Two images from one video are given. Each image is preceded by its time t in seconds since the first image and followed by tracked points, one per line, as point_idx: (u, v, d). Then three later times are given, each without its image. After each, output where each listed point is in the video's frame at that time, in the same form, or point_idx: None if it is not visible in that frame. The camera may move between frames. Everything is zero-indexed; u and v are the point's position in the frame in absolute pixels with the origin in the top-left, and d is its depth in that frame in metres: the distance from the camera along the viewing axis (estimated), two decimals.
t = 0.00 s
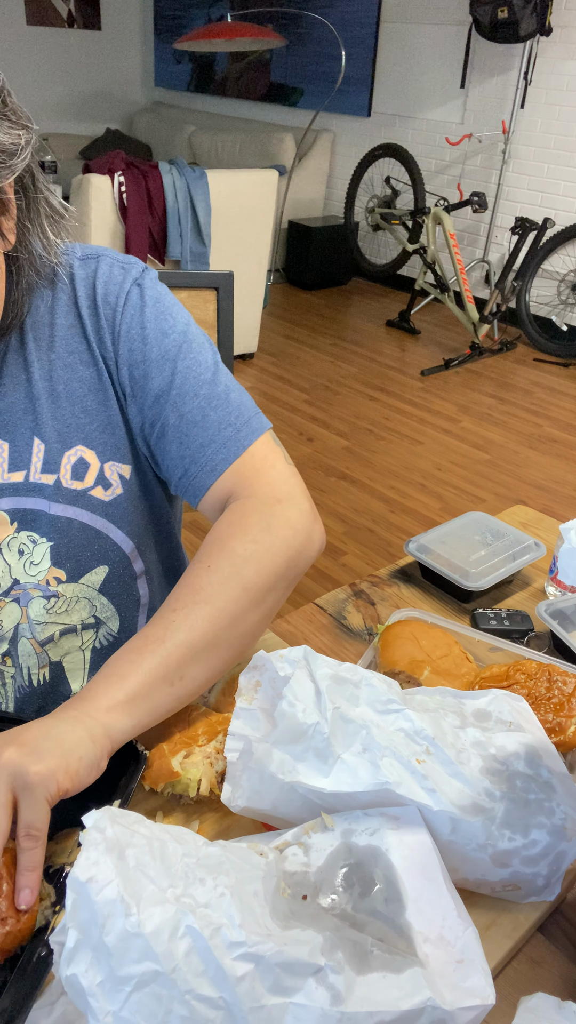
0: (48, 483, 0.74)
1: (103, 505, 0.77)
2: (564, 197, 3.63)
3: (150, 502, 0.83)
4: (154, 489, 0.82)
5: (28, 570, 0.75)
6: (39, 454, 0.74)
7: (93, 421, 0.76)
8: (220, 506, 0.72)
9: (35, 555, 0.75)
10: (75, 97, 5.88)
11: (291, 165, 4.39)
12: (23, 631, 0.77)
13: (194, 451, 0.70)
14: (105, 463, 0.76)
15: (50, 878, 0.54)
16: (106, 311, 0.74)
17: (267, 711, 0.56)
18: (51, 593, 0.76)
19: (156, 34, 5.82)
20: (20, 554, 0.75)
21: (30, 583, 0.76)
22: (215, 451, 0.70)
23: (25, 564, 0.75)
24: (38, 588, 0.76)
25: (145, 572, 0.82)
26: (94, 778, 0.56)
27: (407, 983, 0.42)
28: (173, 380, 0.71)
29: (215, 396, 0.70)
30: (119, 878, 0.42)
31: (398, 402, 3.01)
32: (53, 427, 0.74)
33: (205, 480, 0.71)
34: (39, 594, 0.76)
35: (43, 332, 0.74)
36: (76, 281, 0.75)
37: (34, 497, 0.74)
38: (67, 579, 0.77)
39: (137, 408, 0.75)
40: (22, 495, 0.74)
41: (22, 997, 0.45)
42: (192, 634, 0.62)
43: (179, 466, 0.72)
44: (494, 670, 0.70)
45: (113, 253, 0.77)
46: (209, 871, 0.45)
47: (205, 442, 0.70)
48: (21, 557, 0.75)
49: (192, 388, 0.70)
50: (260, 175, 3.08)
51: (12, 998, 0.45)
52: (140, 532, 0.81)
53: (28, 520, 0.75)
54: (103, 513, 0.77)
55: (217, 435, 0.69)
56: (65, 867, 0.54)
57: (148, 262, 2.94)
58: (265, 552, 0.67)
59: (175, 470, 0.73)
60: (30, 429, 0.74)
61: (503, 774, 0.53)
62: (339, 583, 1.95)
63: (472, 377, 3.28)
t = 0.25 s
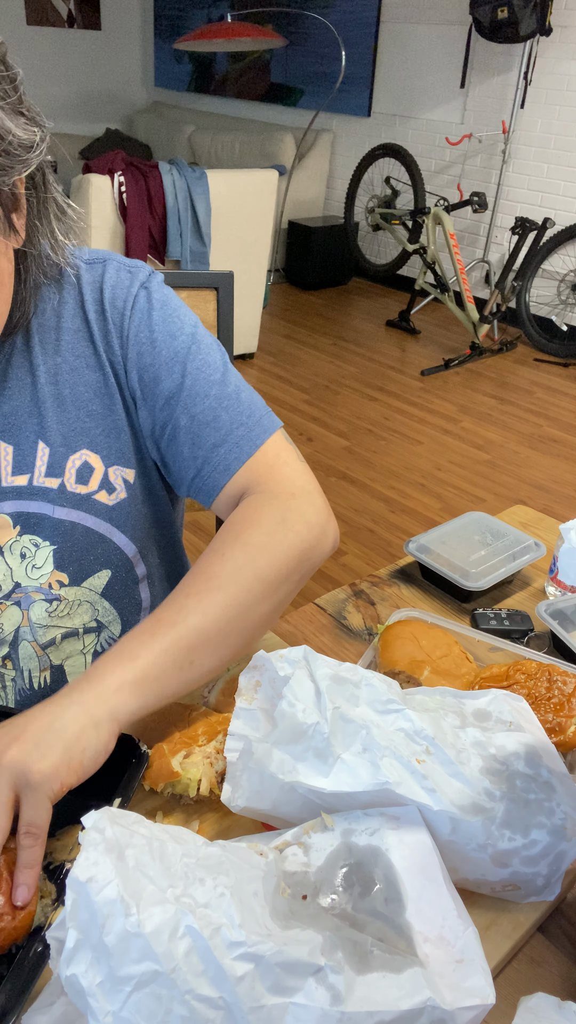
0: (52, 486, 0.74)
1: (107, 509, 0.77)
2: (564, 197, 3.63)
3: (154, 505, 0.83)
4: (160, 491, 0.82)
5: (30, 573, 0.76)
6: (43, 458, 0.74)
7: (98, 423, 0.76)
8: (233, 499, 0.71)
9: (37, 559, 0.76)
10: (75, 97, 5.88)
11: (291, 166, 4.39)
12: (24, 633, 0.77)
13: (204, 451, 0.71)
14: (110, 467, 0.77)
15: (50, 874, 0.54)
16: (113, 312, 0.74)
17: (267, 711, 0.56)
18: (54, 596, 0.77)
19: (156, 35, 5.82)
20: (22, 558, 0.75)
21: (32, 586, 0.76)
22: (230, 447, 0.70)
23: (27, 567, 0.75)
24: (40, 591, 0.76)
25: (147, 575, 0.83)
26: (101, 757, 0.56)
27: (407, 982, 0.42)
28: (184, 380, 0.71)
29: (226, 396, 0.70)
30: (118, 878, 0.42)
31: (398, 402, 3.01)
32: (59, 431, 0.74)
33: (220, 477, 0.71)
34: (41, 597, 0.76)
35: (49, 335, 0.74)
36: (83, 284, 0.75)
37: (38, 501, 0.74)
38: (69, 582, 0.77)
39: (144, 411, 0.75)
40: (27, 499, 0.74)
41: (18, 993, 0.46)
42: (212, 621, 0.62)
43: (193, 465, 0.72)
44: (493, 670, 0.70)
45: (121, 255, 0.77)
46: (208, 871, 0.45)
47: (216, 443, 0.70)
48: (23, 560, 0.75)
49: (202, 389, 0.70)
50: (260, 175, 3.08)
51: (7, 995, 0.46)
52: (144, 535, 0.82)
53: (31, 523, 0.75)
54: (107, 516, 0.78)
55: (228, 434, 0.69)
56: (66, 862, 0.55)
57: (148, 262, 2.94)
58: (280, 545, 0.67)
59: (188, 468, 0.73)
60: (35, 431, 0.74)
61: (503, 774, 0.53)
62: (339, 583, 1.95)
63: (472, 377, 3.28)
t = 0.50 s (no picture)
0: (62, 486, 0.75)
1: (115, 510, 0.78)
2: (564, 197, 3.63)
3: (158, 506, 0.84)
4: (164, 491, 0.83)
5: (37, 573, 0.76)
6: (53, 459, 0.74)
7: (108, 425, 0.76)
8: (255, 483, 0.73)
9: (44, 559, 0.76)
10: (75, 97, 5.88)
11: (291, 165, 4.39)
12: (30, 634, 0.78)
13: (221, 452, 0.73)
14: (118, 468, 0.78)
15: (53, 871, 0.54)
16: (128, 317, 0.76)
17: (267, 711, 0.56)
18: (61, 596, 0.77)
19: (156, 34, 5.82)
20: (30, 558, 0.75)
21: (39, 586, 0.76)
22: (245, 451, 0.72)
23: (34, 567, 0.76)
24: (47, 591, 0.77)
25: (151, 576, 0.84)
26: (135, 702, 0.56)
27: (407, 982, 0.42)
28: (202, 385, 0.73)
29: (244, 400, 0.73)
30: (118, 878, 0.42)
31: (398, 402, 3.01)
32: (70, 431, 0.75)
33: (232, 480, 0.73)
34: (48, 597, 0.77)
35: (61, 334, 0.75)
36: (94, 286, 0.76)
37: (47, 502, 0.74)
38: (77, 582, 0.78)
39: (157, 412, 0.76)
40: (36, 499, 0.74)
41: (18, 985, 0.47)
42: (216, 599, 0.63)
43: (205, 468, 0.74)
44: (494, 670, 0.70)
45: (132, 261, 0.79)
46: (208, 871, 0.45)
47: (232, 446, 0.72)
48: (30, 560, 0.75)
49: (220, 393, 0.73)
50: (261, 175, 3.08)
51: (9, 987, 0.47)
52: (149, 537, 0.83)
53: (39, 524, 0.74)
54: (114, 517, 0.79)
55: (245, 437, 0.72)
56: (68, 859, 0.55)
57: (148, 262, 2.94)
58: (307, 531, 0.70)
59: (200, 472, 0.75)
60: (45, 432, 0.74)
61: (503, 774, 0.53)
62: (339, 583, 1.95)
63: (472, 377, 3.28)
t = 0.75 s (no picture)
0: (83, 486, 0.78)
1: (131, 510, 0.82)
2: (564, 197, 3.63)
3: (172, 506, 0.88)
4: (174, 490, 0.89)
5: (51, 574, 0.78)
6: (75, 459, 0.77)
7: (129, 426, 0.80)
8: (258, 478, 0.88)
9: (59, 560, 0.78)
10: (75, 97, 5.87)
11: (291, 165, 4.39)
12: (40, 635, 0.79)
13: (236, 459, 0.86)
14: (137, 469, 0.81)
15: (53, 871, 0.55)
16: (156, 325, 0.81)
17: (267, 710, 0.56)
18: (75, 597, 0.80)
19: (156, 34, 5.82)
20: (44, 560, 0.78)
21: (52, 587, 0.78)
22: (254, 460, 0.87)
23: (48, 569, 0.78)
24: (60, 592, 0.79)
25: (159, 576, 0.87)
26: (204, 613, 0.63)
27: (407, 983, 0.42)
28: (222, 399, 0.85)
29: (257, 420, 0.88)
30: (118, 878, 0.42)
31: (398, 402, 3.01)
32: (92, 432, 0.78)
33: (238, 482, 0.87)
34: (61, 598, 0.79)
35: (86, 337, 0.78)
36: (119, 291, 0.80)
37: (67, 501, 0.77)
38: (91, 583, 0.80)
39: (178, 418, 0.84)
40: (55, 499, 0.77)
41: (18, 987, 0.46)
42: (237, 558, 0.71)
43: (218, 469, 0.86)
44: (493, 670, 0.70)
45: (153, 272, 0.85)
46: (208, 871, 0.45)
47: (246, 455, 0.86)
48: (44, 562, 0.78)
49: (239, 411, 0.86)
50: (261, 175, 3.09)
51: (9, 989, 0.46)
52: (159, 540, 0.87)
53: (55, 525, 0.77)
54: (130, 517, 0.82)
55: (257, 449, 0.87)
56: (68, 859, 0.56)
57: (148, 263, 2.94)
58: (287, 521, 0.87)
59: (214, 473, 0.87)
60: (67, 431, 0.76)
61: (503, 774, 0.53)
62: (339, 583, 1.95)
63: (472, 377, 3.28)
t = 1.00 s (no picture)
0: (108, 483, 0.80)
1: (152, 510, 0.83)
2: (564, 197, 3.63)
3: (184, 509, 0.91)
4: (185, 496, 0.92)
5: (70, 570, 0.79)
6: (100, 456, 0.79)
7: (152, 427, 0.83)
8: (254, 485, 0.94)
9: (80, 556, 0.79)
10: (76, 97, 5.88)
11: (291, 165, 4.40)
12: (54, 628, 0.79)
13: (237, 467, 0.92)
14: (158, 470, 0.83)
15: (52, 871, 0.55)
16: (179, 334, 0.86)
17: (267, 710, 0.56)
18: (93, 590, 0.81)
19: (157, 34, 5.82)
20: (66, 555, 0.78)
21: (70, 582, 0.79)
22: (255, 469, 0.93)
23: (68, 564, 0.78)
24: (79, 585, 0.80)
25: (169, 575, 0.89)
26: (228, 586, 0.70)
27: (407, 982, 0.42)
28: (233, 410, 0.91)
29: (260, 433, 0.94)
30: (118, 878, 0.42)
31: (398, 402, 3.01)
32: (118, 431, 0.80)
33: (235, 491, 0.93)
34: (78, 591, 0.80)
35: (115, 341, 0.82)
36: (145, 299, 0.85)
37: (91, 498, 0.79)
38: (109, 579, 0.82)
39: (194, 424, 0.88)
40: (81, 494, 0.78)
41: (17, 987, 0.46)
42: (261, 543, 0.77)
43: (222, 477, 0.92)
44: (494, 670, 0.70)
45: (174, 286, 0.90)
46: (208, 871, 0.45)
47: (248, 465, 0.92)
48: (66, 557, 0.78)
49: (245, 422, 0.92)
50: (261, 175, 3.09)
51: (9, 989, 0.46)
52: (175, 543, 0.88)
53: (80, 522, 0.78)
54: (150, 517, 0.83)
55: (258, 458, 0.93)
56: (68, 859, 0.56)
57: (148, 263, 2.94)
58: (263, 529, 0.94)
59: (221, 481, 0.92)
60: (94, 430, 0.79)
61: (503, 774, 0.53)
62: (339, 582, 1.95)
63: (472, 377, 3.28)
